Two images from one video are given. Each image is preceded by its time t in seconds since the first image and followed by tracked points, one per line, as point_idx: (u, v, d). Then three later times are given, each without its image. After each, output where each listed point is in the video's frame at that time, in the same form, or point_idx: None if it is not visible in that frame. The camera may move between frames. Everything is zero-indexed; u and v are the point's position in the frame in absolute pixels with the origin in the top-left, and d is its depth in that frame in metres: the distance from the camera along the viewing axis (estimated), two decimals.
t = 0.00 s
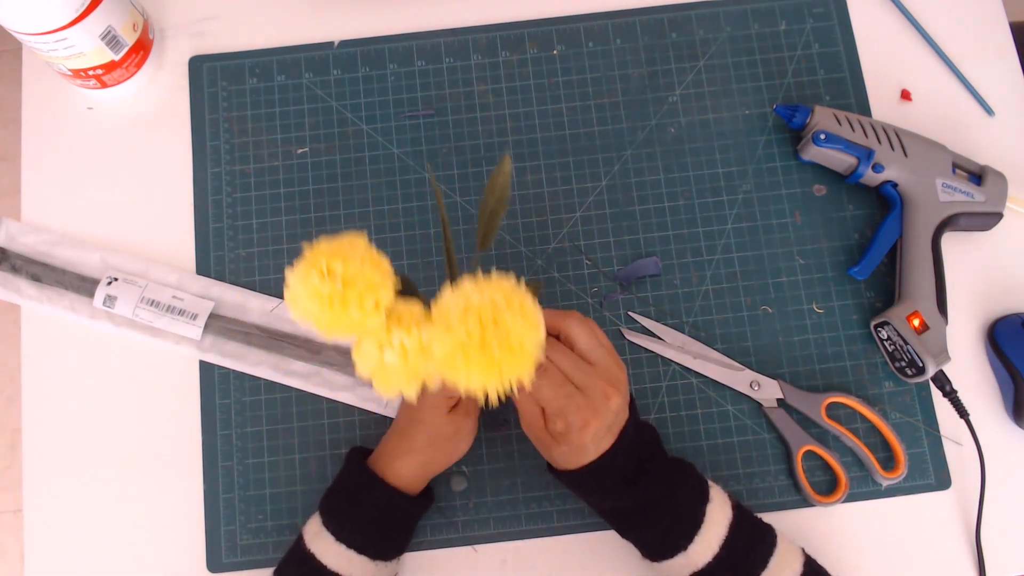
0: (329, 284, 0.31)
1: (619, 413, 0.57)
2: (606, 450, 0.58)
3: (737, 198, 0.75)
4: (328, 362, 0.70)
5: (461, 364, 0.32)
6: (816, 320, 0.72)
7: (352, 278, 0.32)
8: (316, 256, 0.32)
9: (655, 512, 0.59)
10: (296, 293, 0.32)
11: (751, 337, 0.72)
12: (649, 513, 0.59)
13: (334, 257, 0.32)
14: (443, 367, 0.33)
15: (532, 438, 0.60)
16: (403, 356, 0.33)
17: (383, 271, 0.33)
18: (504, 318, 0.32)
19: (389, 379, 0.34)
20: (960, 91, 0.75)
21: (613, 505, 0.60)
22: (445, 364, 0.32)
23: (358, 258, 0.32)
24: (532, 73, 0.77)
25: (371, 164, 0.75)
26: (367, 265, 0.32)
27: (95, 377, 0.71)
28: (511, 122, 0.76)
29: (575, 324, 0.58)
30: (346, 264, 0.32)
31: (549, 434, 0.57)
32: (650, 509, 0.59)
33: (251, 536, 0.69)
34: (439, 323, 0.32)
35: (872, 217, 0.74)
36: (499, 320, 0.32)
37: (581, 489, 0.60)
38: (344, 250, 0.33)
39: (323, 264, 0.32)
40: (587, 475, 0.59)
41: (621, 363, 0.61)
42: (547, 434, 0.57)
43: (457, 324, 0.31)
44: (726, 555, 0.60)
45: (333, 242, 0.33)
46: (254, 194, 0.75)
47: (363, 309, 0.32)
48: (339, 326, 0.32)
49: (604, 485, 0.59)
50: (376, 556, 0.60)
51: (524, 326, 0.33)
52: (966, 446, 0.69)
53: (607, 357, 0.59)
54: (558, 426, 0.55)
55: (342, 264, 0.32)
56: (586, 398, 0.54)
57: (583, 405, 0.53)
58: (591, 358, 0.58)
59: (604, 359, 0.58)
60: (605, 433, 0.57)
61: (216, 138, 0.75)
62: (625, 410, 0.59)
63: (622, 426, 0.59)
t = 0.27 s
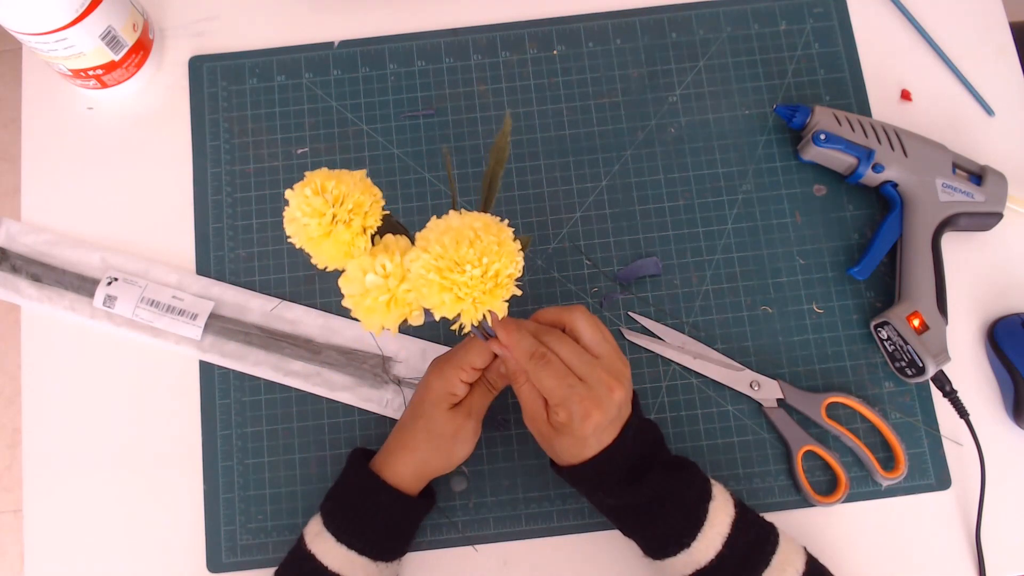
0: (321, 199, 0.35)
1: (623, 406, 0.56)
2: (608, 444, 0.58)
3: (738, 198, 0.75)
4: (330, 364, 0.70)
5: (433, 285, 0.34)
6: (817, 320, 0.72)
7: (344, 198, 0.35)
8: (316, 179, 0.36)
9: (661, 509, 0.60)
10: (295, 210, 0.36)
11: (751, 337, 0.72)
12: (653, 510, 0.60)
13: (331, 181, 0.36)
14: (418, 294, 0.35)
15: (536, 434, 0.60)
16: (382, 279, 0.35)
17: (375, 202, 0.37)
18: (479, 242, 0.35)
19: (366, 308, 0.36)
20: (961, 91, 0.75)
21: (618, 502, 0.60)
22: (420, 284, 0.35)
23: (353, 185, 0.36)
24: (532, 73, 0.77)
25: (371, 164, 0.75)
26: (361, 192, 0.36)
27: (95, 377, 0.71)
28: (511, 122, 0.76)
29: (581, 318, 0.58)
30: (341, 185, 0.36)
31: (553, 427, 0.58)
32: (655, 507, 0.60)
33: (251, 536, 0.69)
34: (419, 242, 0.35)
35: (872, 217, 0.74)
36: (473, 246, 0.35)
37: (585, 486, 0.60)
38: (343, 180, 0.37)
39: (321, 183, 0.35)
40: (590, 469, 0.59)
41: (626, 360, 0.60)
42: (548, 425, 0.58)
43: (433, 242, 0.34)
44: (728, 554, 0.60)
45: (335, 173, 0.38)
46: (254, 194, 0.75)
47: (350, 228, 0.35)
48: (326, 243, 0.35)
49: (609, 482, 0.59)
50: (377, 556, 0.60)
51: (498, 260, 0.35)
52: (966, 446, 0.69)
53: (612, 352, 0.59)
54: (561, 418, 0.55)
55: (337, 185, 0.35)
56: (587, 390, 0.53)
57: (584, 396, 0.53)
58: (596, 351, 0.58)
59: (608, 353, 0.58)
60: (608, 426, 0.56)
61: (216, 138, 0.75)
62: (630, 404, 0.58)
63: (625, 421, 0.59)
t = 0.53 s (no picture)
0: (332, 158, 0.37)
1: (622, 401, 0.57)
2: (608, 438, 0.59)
3: (737, 198, 0.75)
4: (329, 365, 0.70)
5: (426, 246, 0.35)
6: (817, 319, 0.72)
7: (352, 159, 0.37)
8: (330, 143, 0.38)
9: (661, 505, 0.60)
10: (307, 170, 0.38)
11: (751, 337, 0.72)
12: (654, 506, 0.60)
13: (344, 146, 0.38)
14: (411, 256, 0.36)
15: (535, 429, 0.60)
16: (378, 238, 0.36)
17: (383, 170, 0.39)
18: (473, 208, 0.36)
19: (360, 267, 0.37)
20: (960, 91, 0.75)
21: (618, 498, 0.60)
22: (413, 247, 0.35)
23: (364, 151, 0.39)
24: (532, 73, 0.77)
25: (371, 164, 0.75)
26: (370, 158, 0.38)
27: (95, 377, 0.71)
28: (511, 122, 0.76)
29: (581, 314, 0.58)
30: (351, 148, 0.38)
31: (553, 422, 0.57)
32: (656, 503, 0.60)
33: (251, 536, 0.69)
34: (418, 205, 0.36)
35: (872, 217, 0.74)
36: (467, 211, 0.36)
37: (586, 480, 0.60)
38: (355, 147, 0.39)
39: (333, 144, 0.38)
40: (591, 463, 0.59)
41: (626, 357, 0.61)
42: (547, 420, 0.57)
43: (430, 206, 0.35)
44: (727, 551, 0.60)
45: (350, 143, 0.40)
46: (254, 194, 0.75)
47: (356, 189, 0.37)
48: (332, 201, 0.37)
49: (609, 477, 0.59)
50: (377, 555, 0.60)
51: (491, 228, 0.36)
52: (966, 446, 0.69)
53: (613, 348, 0.59)
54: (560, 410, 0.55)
55: (348, 148, 0.38)
56: (586, 382, 0.54)
57: (582, 387, 0.54)
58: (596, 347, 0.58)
59: (609, 348, 0.58)
60: (607, 420, 0.57)
61: (216, 138, 0.75)
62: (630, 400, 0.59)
63: (626, 415, 0.60)
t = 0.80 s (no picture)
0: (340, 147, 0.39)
1: (623, 393, 0.57)
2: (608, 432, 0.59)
3: (737, 198, 0.75)
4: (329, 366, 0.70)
5: (442, 218, 0.37)
6: (817, 319, 0.72)
7: (358, 147, 0.39)
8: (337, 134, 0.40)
9: (661, 500, 0.60)
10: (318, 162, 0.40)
11: (751, 337, 0.72)
12: (654, 504, 0.60)
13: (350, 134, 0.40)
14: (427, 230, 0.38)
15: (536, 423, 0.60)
16: (394, 218, 0.38)
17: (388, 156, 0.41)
18: (485, 177, 0.37)
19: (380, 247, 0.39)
20: (960, 91, 0.75)
21: (619, 494, 0.60)
22: (429, 220, 0.37)
23: (369, 139, 0.40)
24: (532, 73, 0.77)
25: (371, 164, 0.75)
26: (376, 145, 0.40)
27: (95, 377, 0.71)
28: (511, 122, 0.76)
29: (581, 308, 0.59)
30: (357, 137, 0.39)
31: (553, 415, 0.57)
32: (657, 499, 0.60)
33: (251, 536, 0.69)
34: (429, 180, 0.38)
35: (872, 217, 0.74)
36: (476, 181, 0.37)
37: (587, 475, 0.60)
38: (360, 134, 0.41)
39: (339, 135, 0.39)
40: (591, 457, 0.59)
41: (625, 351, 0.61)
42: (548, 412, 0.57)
43: (442, 179, 0.37)
44: (727, 548, 0.60)
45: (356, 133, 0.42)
46: (254, 195, 0.75)
47: (366, 174, 0.39)
48: (344, 186, 0.39)
49: (609, 472, 0.59)
50: (378, 553, 0.60)
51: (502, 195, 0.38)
52: (966, 446, 0.69)
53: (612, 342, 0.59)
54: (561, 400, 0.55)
55: (353, 138, 0.39)
56: (587, 370, 0.54)
57: (583, 374, 0.54)
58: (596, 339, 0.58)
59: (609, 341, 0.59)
60: (607, 411, 0.57)
61: (216, 138, 0.75)
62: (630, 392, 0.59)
63: (626, 409, 0.59)
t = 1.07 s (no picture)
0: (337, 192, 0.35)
1: (624, 393, 0.57)
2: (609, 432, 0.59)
3: (737, 198, 0.75)
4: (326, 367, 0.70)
5: (467, 250, 0.36)
6: (816, 319, 0.72)
7: (355, 188, 0.36)
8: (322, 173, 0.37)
9: (661, 499, 0.60)
10: (308, 211, 0.36)
11: (751, 337, 0.72)
12: (654, 503, 0.60)
13: (338, 172, 0.37)
14: (450, 264, 0.37)
15: (537, 423, 0.61)
16: (412, 258, 0.36)
17: (383, 189, 0.38)
18: (501, 199, 0.37)
19: (404, 291, 0.37)
20: (960, 91, 0.75)
21: (620, 493, 0.60)
22: (453, 254, 0.36)
23: (359, 174, 0.37)
24: (532, 73, 0.77)
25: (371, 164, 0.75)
26: (370, 180, 0.37)
27: (95, 377, 0.71)
28: (511, 122, 0.76)
29: (581, 309, 0.60)
30: (349, 175, 0.36)
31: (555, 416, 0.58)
32: (657, 498, 0.60)
33: (251, 536, 0.69)
34: (441, 210, 0.37)
35: (871, 216, 0.74)
36: (496, 204, 0.37)
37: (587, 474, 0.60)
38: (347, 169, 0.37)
39: (328, 177, 0.36)
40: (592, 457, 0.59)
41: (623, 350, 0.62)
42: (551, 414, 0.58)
43: (458, 208, 0.36)
44: (728, 547, 0.60)
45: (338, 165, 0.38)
46: (254, 195, 0.75)
47: (368, 213, 0.36)
48: (350, 233, 0.35)
49: (609, 471, 0.59)
50: (379, 554, 0.60)
51: (520, 213, 0.38)
52: (966, 446, 0.69)
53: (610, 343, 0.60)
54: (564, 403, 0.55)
55: (346, 177, 0.36)
56: (589, 372, 0.55)
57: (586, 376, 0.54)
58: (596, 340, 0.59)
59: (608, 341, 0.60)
60: (610, 413, 0.57)
61: (216, 138, 0.75)
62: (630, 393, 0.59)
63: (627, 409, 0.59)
